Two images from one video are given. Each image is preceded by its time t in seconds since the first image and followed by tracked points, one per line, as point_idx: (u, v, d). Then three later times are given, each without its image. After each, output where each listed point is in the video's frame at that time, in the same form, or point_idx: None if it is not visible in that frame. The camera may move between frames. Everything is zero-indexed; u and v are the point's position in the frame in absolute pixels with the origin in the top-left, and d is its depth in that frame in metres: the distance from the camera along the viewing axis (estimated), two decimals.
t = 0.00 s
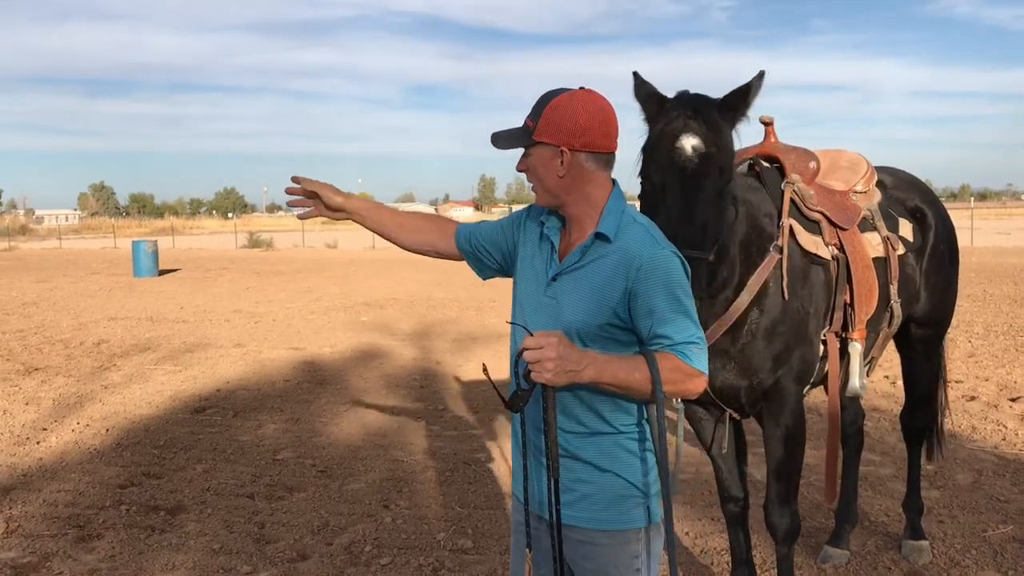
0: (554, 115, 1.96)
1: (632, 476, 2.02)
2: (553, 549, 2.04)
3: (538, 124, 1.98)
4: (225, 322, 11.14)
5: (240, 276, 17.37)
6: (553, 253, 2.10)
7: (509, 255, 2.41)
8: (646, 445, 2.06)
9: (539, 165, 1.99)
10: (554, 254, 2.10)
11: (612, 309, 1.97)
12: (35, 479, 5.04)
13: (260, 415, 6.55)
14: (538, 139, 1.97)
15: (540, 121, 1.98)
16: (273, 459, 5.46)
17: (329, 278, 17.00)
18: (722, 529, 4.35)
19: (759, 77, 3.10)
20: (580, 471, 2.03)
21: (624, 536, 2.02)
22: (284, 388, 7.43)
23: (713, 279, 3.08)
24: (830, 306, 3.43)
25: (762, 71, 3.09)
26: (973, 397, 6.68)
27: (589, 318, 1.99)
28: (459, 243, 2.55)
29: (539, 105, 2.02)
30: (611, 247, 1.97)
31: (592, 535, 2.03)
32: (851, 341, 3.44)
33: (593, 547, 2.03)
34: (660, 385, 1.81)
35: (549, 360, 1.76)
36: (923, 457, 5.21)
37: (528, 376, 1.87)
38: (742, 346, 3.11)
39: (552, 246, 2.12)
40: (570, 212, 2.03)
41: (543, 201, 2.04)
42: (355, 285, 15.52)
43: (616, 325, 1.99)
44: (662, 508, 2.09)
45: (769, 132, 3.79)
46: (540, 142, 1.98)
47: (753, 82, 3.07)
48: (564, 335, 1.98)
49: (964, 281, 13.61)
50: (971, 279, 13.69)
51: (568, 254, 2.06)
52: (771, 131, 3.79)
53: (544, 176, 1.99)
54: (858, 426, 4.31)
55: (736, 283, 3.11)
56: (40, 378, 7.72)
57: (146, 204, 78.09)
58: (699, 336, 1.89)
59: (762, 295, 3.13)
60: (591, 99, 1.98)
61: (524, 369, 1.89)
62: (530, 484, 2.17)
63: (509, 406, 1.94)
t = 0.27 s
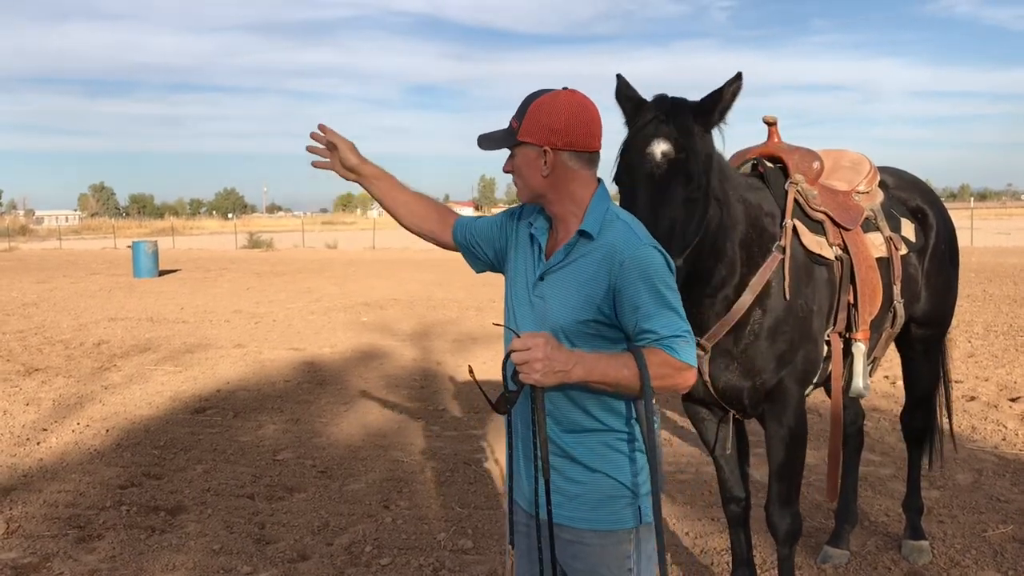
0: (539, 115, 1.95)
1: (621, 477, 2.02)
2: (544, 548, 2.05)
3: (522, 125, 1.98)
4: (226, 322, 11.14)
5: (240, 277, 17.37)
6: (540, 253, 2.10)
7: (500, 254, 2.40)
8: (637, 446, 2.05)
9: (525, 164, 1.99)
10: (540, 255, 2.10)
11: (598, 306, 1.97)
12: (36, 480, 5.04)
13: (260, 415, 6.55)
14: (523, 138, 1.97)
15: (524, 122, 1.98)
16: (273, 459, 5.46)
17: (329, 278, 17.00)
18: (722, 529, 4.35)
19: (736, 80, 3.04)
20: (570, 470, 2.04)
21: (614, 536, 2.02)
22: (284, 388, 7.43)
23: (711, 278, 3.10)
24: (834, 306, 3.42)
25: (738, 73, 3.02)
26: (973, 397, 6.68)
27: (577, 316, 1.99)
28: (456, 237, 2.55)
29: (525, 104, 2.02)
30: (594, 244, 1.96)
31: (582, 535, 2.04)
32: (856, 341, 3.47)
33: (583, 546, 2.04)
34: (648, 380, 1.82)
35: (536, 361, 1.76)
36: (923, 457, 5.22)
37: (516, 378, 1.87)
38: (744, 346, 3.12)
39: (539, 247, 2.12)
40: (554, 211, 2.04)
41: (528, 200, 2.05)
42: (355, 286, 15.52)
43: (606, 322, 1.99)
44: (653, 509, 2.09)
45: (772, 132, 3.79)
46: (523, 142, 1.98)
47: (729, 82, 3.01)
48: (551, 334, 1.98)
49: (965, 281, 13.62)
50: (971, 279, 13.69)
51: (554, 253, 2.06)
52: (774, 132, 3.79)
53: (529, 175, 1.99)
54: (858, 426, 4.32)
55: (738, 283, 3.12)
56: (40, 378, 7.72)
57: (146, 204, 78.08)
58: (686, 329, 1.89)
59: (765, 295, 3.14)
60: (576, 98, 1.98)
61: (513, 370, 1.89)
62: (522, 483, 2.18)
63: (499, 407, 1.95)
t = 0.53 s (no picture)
0: (529, 119, 1.95)
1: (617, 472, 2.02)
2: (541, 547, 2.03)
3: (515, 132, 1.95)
4: (225, 323, 11.13)
5: (240, 277, 17.36)
6: (529, 256, 2.09)
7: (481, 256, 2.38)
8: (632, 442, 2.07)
9: (515, 173, 1.97)
10: (529, 260, 2.09)
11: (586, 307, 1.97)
12: (35, 481, 5.04)
13: (259, 416, 6.54)
14: (512, 147, 1.95)
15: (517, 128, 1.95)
16: (273, 460, 5.46)
17: (330, 279, 17.00)
18: (722, 529, 4.35)
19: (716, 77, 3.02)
20: (569, 470, 2.03)
21: (612, 534, 2.02)
22: (283, 389, 7.43)
23: (711, 277, 3.09)
24: (835, 307, 3.42)
25: (716, 70, 3.01)
26: (973, 397, 6.68)
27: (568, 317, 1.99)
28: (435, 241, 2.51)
29: (510, 111, 2.01)
30: (588, 247, 1.97)
31: (582, 534, 2.02)
32: (858, 341, 3.46)
33: (583, 544, 2.03)
34: (638, 380, 1.82)
35: (528, 362, 1.75)
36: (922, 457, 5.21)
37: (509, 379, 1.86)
38: (744, 346, 3.12)
39: (527, 250, 2.11)
40: (546, 215, 2.03)
41: (519, 206, 2.02)
42: (355, 286, 15.51)
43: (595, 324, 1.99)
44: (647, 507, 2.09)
45: (773, 132, 3.79)
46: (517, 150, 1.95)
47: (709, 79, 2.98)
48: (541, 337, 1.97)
49: (964, 281, 13.63)
50: (971, 279, 13.69)
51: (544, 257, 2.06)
52: (776, 132, 3.79)
53: (521, 183, 1.98)
54: (859, 426, 4.31)
55: (738, 284, 3.12)
56: (40, 380, 7.71)
57: (145, 205, 78.05)
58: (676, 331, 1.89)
59: (765, 296, 3.14)
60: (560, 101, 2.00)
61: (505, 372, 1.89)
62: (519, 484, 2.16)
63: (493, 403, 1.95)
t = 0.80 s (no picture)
0: (602, 114, 2.00)
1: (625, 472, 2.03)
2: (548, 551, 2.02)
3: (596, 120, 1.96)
4: (224, 324, 11.13)
5: (239, 278, 17.36)
6: (542, 248, 2.07)
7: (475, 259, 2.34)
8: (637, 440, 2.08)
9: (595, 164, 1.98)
10: (542, 249, 2.07)
11: (598, 302, 1.97)
12: (34, 482, 5.03)
13: (259, 417, 6.54)
14: (600, 138, 1.96)
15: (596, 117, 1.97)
16: (272, 461, 5.45)
17: (329, 280, 17.00)
18: (722, 530, 4.35)
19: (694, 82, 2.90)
20: (577, 471, 2.02)
21: (619, 533, 2.02)
22: (283, 390, 7.42)
23: (711, 278, 3.10)
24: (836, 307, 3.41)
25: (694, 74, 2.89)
26: (972, 397, 6.68)
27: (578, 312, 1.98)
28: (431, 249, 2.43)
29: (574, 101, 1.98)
30: (613, 237, 1.99)
31: (590, 535, 2.02)
32: (859, 341, 3.46)
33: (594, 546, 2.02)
34: (638, 378, 1.82)
35: (527, 357, 1.76)
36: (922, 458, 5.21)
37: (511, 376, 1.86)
38: (745, 347, 3.12)
39: (539, 242, 2.09)
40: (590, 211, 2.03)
41: (583, 196, 1.99)
42: (355, 287, 15.51)
43: (603, 320, 1.98)
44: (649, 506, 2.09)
45: (774, 133, 3.79)
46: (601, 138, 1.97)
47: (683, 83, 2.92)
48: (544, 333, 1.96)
49: (964, 281, 13.64)
50: (970, 280, 13.69)
51: (562, 249, 2.04)
52: (776, 132, 3.79)
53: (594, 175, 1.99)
54: (859, 427, 4.31)
55: (738, 284, 3.12)
56: (39, 381, 7.71)
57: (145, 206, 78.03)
58: (684, 332, 1.90)
59: (766, 296, 3.14)
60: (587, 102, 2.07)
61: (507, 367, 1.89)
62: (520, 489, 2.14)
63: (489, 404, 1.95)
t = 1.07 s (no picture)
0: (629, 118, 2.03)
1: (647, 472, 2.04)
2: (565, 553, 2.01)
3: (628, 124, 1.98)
4: (224, 325, 11.13)
5: (239, 279, 17.36)
6: (563, 248, 2.06)
7: (485, 260, 2.31)
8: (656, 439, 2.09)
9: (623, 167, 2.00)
10: (563, 250, 2.06)
11: (620, 305, 1.97)
12: (34, 483, 5.04)
13: (259, 418, 6.54)
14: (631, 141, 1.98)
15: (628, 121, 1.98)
16: (272, 462, 5.45)
17: (329, 281, 17.00)
18: (722, 530, 4.35)
19: (671, 86, 2.88)
20: (599, 470, 2.02)
21: (641, 533, 2.03)
22: (283, 391, 7.42)
23: (711, 280, 3.11)
24: (837, 308, 3.41)
25: (671, 78, 2.87)
26: (971, 399, 6.68)
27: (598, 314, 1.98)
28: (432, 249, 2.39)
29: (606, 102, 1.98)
30: (637, 239, 1.99)
31: (612, 535, 2.02)
32: (860, 343, 3.46)
33: (615, 546, 2.02)
34: (664, 379, 1.83)
35: (557, 357, 1.75)
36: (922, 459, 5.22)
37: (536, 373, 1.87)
38: (746, 348, 3.12)
39: (559, 242, 2.08)
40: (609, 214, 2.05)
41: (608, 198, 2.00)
42: (354, 288, 15.51)
43: (625, 321, 1.98)
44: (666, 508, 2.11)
45: (775, 134, 3.79)
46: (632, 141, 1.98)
47: (661, 89, 2.91)
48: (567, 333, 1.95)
49: (963, 282, 13.64)
50: (969, 281, 13.70)
51: (584, 249, 2.03)
52: (777, 134, 3.79)
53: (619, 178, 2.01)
54: (859, 427, 4.31)
55: (739, 284, 3.12)
56: (39, 381, 7.71)
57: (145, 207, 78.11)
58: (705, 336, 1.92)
59: (767, 297, 3.14)
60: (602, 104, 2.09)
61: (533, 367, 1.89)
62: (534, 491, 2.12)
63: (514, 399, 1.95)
